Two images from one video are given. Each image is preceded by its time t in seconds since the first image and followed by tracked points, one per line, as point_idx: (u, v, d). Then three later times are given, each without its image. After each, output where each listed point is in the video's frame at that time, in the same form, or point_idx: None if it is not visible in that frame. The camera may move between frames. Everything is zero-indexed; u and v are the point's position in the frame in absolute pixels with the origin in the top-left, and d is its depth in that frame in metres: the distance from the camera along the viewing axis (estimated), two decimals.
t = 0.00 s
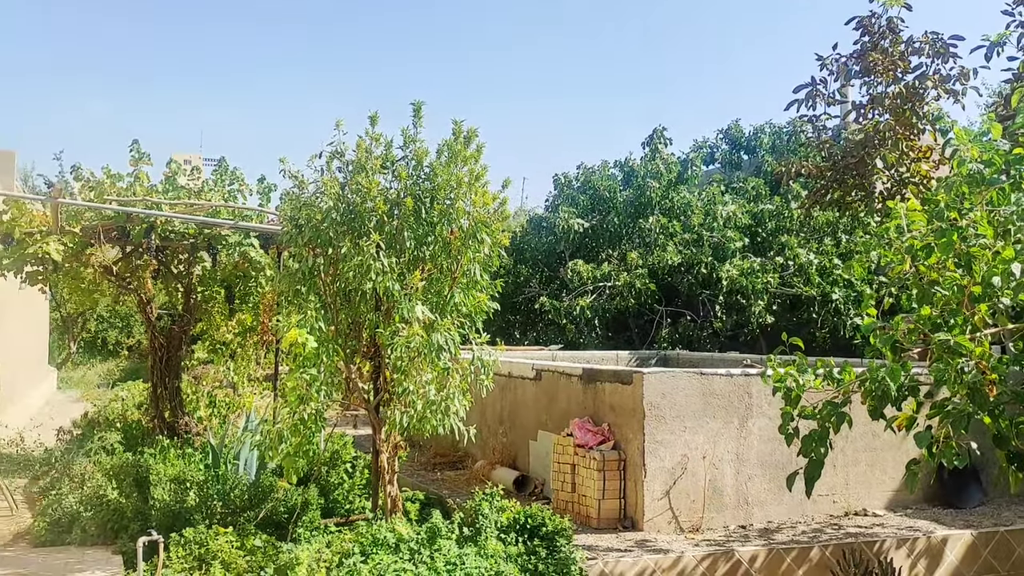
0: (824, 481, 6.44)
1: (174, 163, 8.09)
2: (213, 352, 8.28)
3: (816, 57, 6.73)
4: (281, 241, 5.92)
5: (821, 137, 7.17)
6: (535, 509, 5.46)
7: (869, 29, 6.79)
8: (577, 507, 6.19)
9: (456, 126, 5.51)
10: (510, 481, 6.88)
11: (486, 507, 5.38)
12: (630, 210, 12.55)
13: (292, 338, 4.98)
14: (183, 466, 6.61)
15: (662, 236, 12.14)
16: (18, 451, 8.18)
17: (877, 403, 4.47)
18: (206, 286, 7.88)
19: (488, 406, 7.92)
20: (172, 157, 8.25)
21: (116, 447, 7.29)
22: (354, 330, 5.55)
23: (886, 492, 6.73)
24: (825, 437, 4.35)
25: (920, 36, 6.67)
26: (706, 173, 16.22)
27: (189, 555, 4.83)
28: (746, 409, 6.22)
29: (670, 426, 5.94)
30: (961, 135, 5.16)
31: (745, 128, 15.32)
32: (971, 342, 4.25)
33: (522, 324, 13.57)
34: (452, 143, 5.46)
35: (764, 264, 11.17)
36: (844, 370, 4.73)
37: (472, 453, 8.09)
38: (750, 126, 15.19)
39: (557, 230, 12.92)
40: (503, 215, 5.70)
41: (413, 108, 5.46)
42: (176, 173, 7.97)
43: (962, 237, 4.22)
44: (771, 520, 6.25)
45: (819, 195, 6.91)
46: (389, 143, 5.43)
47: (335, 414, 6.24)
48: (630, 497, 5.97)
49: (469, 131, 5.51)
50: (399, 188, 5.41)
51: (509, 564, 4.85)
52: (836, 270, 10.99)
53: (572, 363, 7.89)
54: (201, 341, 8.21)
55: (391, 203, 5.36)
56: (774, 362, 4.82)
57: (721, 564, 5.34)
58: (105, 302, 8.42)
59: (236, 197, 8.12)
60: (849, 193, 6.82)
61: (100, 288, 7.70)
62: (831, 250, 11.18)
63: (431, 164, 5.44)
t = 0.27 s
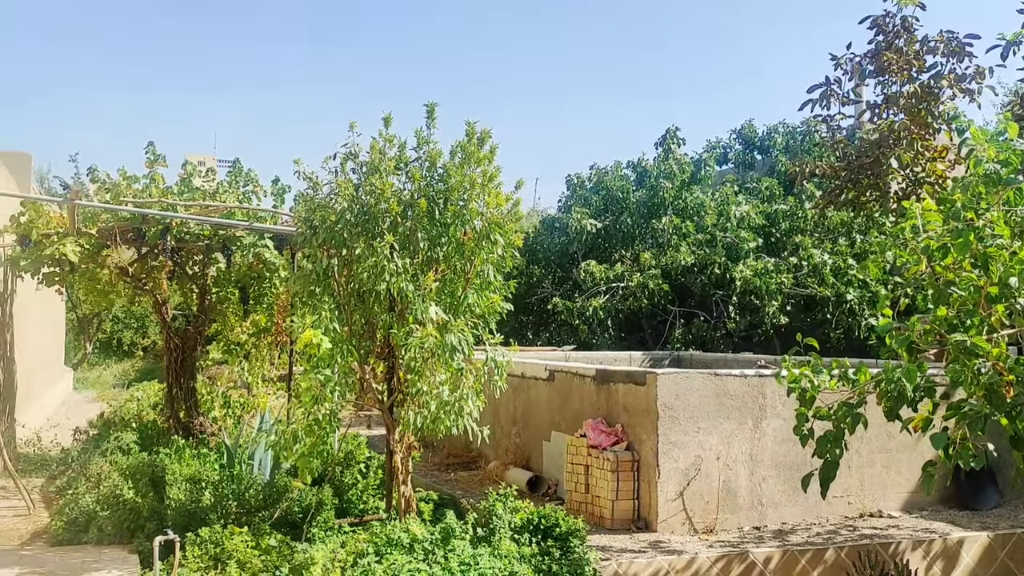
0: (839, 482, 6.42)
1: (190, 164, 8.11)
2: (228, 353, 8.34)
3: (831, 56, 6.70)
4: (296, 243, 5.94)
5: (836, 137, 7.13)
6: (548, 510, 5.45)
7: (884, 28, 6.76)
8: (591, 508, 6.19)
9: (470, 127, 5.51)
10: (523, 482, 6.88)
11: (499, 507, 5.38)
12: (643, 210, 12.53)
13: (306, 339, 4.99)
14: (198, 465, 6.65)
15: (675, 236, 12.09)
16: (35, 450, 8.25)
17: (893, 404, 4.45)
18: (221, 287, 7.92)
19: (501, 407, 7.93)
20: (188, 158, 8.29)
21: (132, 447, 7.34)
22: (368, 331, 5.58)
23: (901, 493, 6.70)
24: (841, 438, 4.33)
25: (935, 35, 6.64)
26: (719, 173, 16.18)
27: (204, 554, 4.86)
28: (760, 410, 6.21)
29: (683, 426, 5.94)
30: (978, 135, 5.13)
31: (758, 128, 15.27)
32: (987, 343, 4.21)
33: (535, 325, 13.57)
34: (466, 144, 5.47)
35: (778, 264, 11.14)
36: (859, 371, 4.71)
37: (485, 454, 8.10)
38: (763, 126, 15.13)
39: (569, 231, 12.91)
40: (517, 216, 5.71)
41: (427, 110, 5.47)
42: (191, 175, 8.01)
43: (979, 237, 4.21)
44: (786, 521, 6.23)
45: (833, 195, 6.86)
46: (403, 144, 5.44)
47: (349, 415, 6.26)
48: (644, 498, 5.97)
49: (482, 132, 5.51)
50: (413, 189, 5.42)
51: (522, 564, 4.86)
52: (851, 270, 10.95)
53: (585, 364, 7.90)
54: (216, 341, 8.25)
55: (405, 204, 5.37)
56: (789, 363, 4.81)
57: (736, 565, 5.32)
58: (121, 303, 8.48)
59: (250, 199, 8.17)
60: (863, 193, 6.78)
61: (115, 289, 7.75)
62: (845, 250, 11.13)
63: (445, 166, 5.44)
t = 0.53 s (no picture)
0: (853, 485, 6.39)
1: (203, 166, 8.14)
2: (241, 355, 8.36)
3: (843, 57, 6.67)
4: (308, 244, 5.96)
5: (848, 138, 7.10)
6: (560, 511, 5.45)
7: (897, 28, 6.73)
8: (603, 510, 6.18)
9: (481, 129, 5.51)
10: (535, 483, 6.88)
11: (511, 509, 5.38)
12: (655, 212, 12.51)
13: (319, 341, 5.00)
14: (211, 466, 6.68)
15: (687, 237, 12.02)
16: (49, 451, 8.30)
17: (907, 405, 4.42)
18: (233, 289, 7.96)
19: (513, 408, 7.93)
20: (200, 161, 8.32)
21: (146, 447, 7.37)
22: (380, 333, 5.59)
23: (916, 496, 6.67)
24: (855, 440, 4.30)
25: (949, 35, 6.60)
26: (731, 174, 16.13)
27: (218, 555, 4.87)
28: (772, 412, 6.19)
29: (695, 428, 5.92)
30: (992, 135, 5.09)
31: (770, 128, 15.23)
32: (1003, 344, 4.18)
33: (546, 326, 13.57)
34: (478, 146, 5.47)
35: (790, 266, 11.17)
36: (873, 373, 4.68)
37: (497, 455, 8.11)
38: (775, 126, 15.08)
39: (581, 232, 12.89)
40: (528, 217, 5.71)
41: (438, 112, 5.47)
42: (204, 177, 8.05)
43: (995, 238, 4.17)
44: (799, 523, 6.20)
45: (846, 196, 6.83)
46: (415, 146, 5.45)
47: (361, 416, 6.28)
48: (656, 500, 5.96)
49: (494, 134, 5.51)
50: (425, 191, 5.41)
51: (535, 566, 4.85)
52: (864, 271, 10.90)
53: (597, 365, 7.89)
54: (229, 343, 8.29)
55: (416, 206, 5.37)
56: (802, 364, 4.78)
57: (749, 567, 5.30)
58: (134, 304, 8.52)
59: (263, 201, 8.21)
60: (876, 194, 6.75)
61: (129, 291, 7.79)
62: (858, 251, 11.08)
63: (456, 167, 5.44)
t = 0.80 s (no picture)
0: (869, 487, 6.36)
1: (218, 168, 8.18)
2: (256, 357, 8.25)
3: (859, 57, 6.64)
4: (323, 246, 5.98)
5: (864, 138, 7.06)
6: (575, 513, 5.44)
7: (913, 29, 6.70)
8: (617, 512, 6.18)
9: (496, 131, 5.51)
10: (549, 485, 6.88)
11: (525, 510, 5.38)
12: (669, 213, 12.48)
13: (334, 342, 5.01)
14: (226, 467, 6.71)
15: (702, 239, 11.97)
16: (66, 451, 8.36)
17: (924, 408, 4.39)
18: (249, 290, 8.00)
19: (527, 410, 7.94)
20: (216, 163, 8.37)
21: (162, 448, 7.41)
22: (395, 334, 5.60)
23: (933, 499, 6.63)
24: (871, 443, 4.28)
25: (966, 35, 6.56)
26: (745, 175, 16.08)
27: (234, 556, 4.89)
28: (788, 414, 6.16)
29: (710, 430, 5.90)
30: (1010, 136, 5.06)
31: (785, 129, 15.16)
32: (1021, 347, 4.15)
33: (560, 328, 13.57)
34: (492, 147, 5.47)
35: (805, 267, 11.14)
36: (890, 375, 4.65)
37: (511, 457, 8.11)
38: (790, 127, 15.02)
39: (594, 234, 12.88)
40: (542, 219, 5.71)
41: (453, 114, 5.48)
42: (220, 179, 8.09)
43: (1013, 239, 4.12)
44: (814, 526, 6.18)
45: (862, 197, 6.80)
46: (429, 148, 5.46)
47: (376, 417, 6.29)
48: (671, 502, 5.94)
49: (508, 135, 5.51)
50: (439, 193, 5.42)
51: (549, 567, 4.85)
52: (880, 273, 10.84)
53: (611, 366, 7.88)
54: (244, 344, 8.34)
55: (431, 207, 5.39)
56: (818, 367, 4.75)
57: (764, 570, 5.29)
58: (151, 305, 8.57)
59: (278, 203, 8.25)
60: (893, 195, 6.72)
61: (146, 292, 7.84)
62: (874, 253, 11.02)
63: (471, 169, 5.45)
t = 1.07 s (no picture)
0: (886, 490, 6.32)
1: (234, 170, 8.22)
2: (270, 358, 8.29)
3: (875, 58, 6.60)
4: (338, 247, 5.99)
5: (880, 139, 7.01)
6: (589, 515, 5.42)
7: (929, 29, 6.67)
8: (631, 514, 6.16)
9: (510, 133, 5.51)
10: (563, 487, 6.88)
11: (539, 512, 5.37)
12: (683, 214, 12.44)
13: (349, 344, 5.02)
14: (241, 468, 6.73)
15: (715, 241, 11.93)
16: (83, 452, 8.42)
17: (942, 410, 4.36)
18: (263, 292, 8.03)
19: (540, 412, 7.93)
20: (231, 165, 8.40)
21: (177, 449, 7.45)
22: (409, 336, 5.61)
23: (950, 502, 6.58)
24: (888, 446, 4.25)
25: (983, 35, 6.51)
26: (760, 177, 16.02)
27: (249, 556, 4.91)
28: (803, 417, 6.13)
29: (725, 432, 5.88)
30: None
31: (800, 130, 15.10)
32: None
33: (573, 329, 13.56)
34: (506, 149, 5.47)
35: (820, 268, 10.98)
36: (907, 378, 4.62)
37: (524, 459, 8.11)
38: (805, 128, 14.95)
39: (608, 235, 12.86)
40: (556, 221, 5.70)
41: (467, 116, 5.48)
42: (235, 181, 8.13)
43: None
44: (830, 529, 6.15)
45: (878, 198, 6.76)
46: (443, 150, 5.46)
47: (390, 418, 6.30)
48: (685, 505, 5.93)
49: (522, 137, 5.51)
50: (453, 195, 5.43)
51: (564, 570, 4.84)
52: (896, 274, 10.76)
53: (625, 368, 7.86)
54: (259, 345, 8.38)
55: (445, 209, 5.39)
56: (834, 370, 4.72)
57: (780, 573, 5.27)
58: (166, 307, 8.62)
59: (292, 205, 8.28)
60: (909, 196, 6.68)
61: (161, 294, 7.88)
62: (890, 254, 10.95)
63: (485, 171, 5.45)
